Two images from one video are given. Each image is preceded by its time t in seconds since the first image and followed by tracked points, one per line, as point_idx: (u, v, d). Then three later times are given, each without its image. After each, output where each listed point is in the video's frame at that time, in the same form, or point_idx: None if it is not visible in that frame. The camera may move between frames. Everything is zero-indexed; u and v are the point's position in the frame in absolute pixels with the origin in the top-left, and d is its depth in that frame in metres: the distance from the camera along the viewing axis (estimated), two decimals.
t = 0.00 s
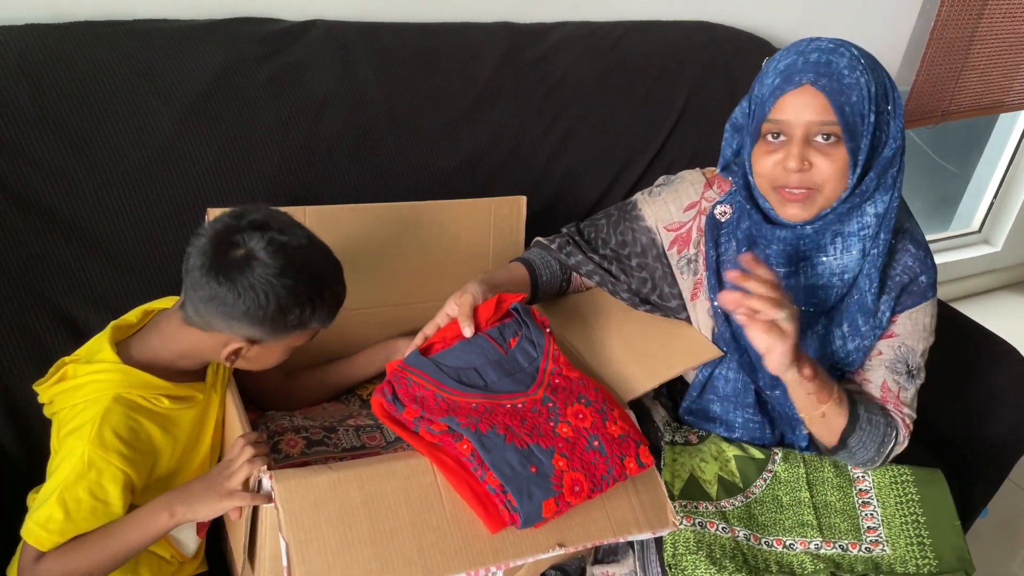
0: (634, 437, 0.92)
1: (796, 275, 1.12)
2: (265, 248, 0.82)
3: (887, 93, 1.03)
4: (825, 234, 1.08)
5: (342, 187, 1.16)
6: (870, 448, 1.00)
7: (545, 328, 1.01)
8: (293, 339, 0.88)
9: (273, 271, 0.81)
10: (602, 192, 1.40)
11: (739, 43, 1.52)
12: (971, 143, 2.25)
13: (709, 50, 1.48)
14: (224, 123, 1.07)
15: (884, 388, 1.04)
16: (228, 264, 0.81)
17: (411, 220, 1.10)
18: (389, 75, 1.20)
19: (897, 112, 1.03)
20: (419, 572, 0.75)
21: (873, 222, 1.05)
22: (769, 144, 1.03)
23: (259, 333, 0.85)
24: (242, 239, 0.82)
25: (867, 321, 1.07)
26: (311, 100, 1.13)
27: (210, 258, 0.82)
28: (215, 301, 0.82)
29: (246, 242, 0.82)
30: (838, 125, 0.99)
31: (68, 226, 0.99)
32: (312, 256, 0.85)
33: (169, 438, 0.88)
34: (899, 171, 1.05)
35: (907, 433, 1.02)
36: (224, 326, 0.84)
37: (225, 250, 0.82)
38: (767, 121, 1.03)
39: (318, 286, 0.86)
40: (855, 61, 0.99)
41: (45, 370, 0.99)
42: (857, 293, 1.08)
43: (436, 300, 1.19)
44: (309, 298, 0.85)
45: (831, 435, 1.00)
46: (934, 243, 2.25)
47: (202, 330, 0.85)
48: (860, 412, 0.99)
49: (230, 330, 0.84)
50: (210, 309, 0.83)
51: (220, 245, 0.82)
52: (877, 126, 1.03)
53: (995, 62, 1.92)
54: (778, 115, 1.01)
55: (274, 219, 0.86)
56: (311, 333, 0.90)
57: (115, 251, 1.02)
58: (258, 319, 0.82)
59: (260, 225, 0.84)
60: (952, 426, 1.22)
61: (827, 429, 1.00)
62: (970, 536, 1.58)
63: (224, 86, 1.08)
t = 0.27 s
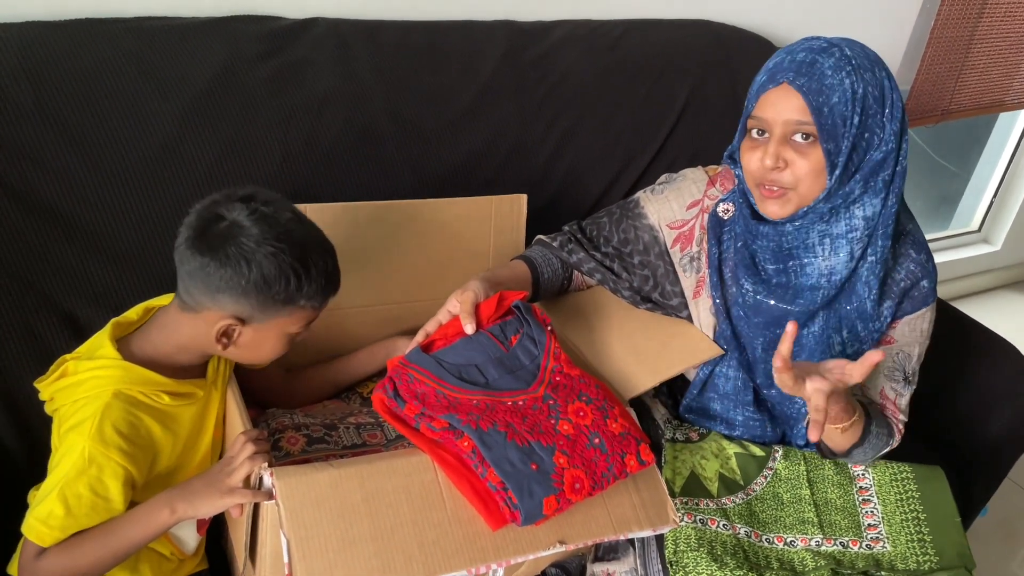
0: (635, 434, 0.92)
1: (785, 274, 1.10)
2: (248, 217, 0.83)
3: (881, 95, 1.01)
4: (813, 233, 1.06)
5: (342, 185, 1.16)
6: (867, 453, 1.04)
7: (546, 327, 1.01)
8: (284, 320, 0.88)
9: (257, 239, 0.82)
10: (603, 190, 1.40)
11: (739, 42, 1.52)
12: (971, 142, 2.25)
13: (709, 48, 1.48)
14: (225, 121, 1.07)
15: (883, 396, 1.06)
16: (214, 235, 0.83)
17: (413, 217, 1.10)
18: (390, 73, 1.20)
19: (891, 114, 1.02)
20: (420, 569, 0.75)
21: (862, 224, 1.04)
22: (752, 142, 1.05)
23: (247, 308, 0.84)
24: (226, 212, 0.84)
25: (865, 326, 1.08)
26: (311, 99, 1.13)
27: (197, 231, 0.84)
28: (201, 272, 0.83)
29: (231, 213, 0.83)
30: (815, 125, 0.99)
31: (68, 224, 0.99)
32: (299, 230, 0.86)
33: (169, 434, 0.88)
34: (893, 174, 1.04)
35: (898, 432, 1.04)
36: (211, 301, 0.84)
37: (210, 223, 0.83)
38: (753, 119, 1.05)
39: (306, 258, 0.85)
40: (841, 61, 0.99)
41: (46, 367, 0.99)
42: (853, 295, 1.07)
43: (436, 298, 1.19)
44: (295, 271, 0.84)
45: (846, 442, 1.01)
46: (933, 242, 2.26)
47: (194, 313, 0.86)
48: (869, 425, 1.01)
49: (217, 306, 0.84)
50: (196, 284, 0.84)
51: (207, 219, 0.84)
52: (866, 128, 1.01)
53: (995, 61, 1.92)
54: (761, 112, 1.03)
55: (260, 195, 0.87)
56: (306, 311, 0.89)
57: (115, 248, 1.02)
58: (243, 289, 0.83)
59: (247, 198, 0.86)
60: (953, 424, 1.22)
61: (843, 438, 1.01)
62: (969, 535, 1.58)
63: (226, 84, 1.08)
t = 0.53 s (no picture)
0: (633, 432, 0.92)
1: (789, 273, 1.10)
2: (234, 203, 0.84)
3: (881, 92, 1.02)
4: (820, 232, 1.06)
5: (342, 184, 1.16)
6: (862, 452, 1.05)
7: (546, 325, 1.02)
8: (276, 308, 0.88)
9: (244, 223, 0.83)
10: (603, 190, 1.41)
11: (739, 42, 1.52)
12: (971, 142, 2.24)
13: (710, 48, 1.48)
14: (225, 119, 1.07)
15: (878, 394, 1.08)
16: (201, 223, 0.83)
17: (413, 215, 1.10)
18: (391, 72, 1.20)
19: (892, 111, 1.03)
20: (420, 567, 0.75)
21: (867, 220, 1.04)
22: (757, 145, 1.04)
23: (236, 295, 0.85)
24: (213, 199, 0.85)
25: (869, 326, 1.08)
26: (312, 98, 1.13)
27: (184, 220, 0.85)
28: (190, 260, 0.84)
29: (217, 200, 0.84)
30: (824, 127, 0.98)
31: (69, 221, 0.99)
32: (285, 215, 0.86)
33: (168, 430, 0.88)
34: (896, 170, 1.05)
35: (893, 434, 1.07)
36: (199, 289, 0.85)
37: (198, 211, 0.84)
38: (757, 123, 1.04)
39: (292, 241, 0.85)
40: (844, 61, 0.99)
41: (47, 365, 0.99)
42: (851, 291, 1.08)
43: (436, 297, 1.20)
44: (282, 255, 0.84)
45: (838, 439, 1.04)
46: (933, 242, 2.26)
47: (186, 304, 0.87)
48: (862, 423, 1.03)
49: (206, 294, 0.85)
50: (186, 272, 0.84)
51: (193, 207, 0.85)
52: (869, 126, 1.02)
53: (995, 61, 1.92)
54: (767, 115, 1.02)
55: (246, 184, 0.88)
56: (297, 298, 0.88)
57: (116, 246, 1.02)
58: (230, 274, 0.83)
59: (233, 186, 0.87)
60: (951, 424, 1.22)
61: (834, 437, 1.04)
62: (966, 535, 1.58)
63: (226, 83, 1.08)
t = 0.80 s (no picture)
0: (631, 431, 0.93)
1: (786, 273, 1.11)
2: (229, 199, 0.84)
3: (880, 94, 1.03)
4: (817, 233, 1.07)
5: (342, 183, 1.16)
6: (867, 445, 1.03)
7: (543, 324, 1.02)
8: (274, 303, 0.88)
9: (240, 219, 0.83)
10: (602, 189, 1.41)
11: (738, 41, 1.53)
12: (971, 142, 2.24)
13: (709, 48, 1.49)
14: (225, 118, 1.08)
15: (876, 395, 1.06)
16: (197, 221, 0.84)
17: (412, 215, 1.10)
18: (391, 71, 1.20)
19: (891, 112, 1.03)
20: (418, 565, 0.76)
21: (864, 222, 1.05)
22: (754, 146, 1.05)
23: (234, 293, 0.85)
24: (207, 196, 0.85)
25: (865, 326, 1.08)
26: (312, 97, 1.14)
27: (180, 219, 0.85)
28: (188, 258, 0.83)
29: (212, 197, 0.84)
30: (822, 129, 0.99)
31: (68, 220, 0.99)
32: (281, 210, 0.86)
33: (165, 428, 0.89)
34: (893, 172, 1.05)
35: (890, 432, 1.05)
36: (196, 287, 0.85)
37: (192, 208, 0.84)
38: (755, 124, 1.05)
39: (289, 237, 0.86)
40: (843, 62, 0.99)
41: (46, 363, 0.99)
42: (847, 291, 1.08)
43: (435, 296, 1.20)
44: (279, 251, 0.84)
45: (832, 437, 1.03)
46: (932, 241, 2.26)
47: (183, 302, 0.87)
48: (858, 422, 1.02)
49: (204, 292, 0.85)
50: (182, 270, 0.85)
51: (188, 206, 0.85)
52: (867, 128, 1.02)
53: (994, 61, 1.92)
54: (765, 117, 1.02)
55: (240, 180, 0.88)
56: (295, 292, 0.89)
57: (115, 245, 1.02)
58: (227, 272, 0.83)
59: (227, 183, 0.87)
60: (949, 423, 1.23)
61: (829, 436, 1.03)
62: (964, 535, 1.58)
63: (226, 82, 1.08)
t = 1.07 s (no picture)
0: (629, 430, 0.93)
1: (777, 275, 1.11)
2: (236, 203, 0.84)
3: (881, 98, 1.02)
4: (808, 235, 1.07)
5: (341, 182, 1.17)
6: (863, 446, 1.04)
7: (541, 323, 1.02)
8: (279, 303, 0.88)
9: (247, 222, 0.83)
10: (601, 188, 1.41)
11: (738, 41, 1.53)
12: (970, 142, 2.24)
13: (709, 48, 1.49)
14: (224, 117, 1.08)
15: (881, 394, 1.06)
16: (202, 223, 0.83)
17: (411, 214, 1.10)
18: (390, 71, 1.20)
19: (890, 117, 1.03)
20: (415, 563, 0.76)
21: (856, 227, 1.06)
22: (749, 142, 1.05)
23: (241, 294, 0.85)
24: (212, 198, 0.85)
25: (861, 328, 1.07)
26: (311, 96, 1.14)
27: (184, 221, 0.84)
28: (193, 260, 0.83)
29: (218, 200, 0.84)
30: (814, 128, 0.99)
31: (68, 219, 0.99)
32: (286, 212, 0.87)
33: (164, 425, 0.89)
34: (890, 178, 1.05)
35: (898, 429, 1.05)
36: (203, 288, 0.85)
37: (197, 210, 0.84)
38: (752, 120, 1.05)
39: (296, 240, 0.86)
40: (843, 64, 0.99)
41: (46, 362, 0.99)
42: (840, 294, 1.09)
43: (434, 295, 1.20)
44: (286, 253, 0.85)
45: (839, 421, 1.03)
46: (931, 241, 2.26)
47: (186, 302, 0.87)
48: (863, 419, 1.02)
49: (209, 293, 0.85)
50: (187, 271, 0.85)
51: (193, 207, 0.85)
52: (865, 132, 1.02)
53: (993, 61, 1.92)
54: (760, 113, 1.03)
55: (245, 182, 0.88)
56: (299, 292, 0.90)
57: (114, 244, 1.02)
58: (234, 274, 0.83)
59: (232, 185, 0.87)
60: (947, 423, 1.23)
61: (839, 413, 1.02)
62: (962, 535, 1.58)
63: (226, 81, 1.09)
